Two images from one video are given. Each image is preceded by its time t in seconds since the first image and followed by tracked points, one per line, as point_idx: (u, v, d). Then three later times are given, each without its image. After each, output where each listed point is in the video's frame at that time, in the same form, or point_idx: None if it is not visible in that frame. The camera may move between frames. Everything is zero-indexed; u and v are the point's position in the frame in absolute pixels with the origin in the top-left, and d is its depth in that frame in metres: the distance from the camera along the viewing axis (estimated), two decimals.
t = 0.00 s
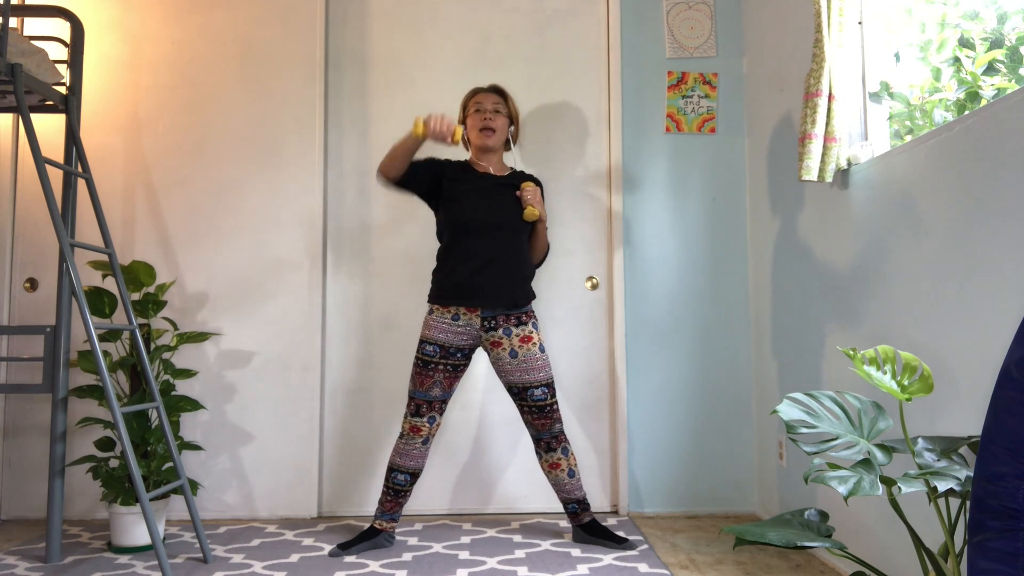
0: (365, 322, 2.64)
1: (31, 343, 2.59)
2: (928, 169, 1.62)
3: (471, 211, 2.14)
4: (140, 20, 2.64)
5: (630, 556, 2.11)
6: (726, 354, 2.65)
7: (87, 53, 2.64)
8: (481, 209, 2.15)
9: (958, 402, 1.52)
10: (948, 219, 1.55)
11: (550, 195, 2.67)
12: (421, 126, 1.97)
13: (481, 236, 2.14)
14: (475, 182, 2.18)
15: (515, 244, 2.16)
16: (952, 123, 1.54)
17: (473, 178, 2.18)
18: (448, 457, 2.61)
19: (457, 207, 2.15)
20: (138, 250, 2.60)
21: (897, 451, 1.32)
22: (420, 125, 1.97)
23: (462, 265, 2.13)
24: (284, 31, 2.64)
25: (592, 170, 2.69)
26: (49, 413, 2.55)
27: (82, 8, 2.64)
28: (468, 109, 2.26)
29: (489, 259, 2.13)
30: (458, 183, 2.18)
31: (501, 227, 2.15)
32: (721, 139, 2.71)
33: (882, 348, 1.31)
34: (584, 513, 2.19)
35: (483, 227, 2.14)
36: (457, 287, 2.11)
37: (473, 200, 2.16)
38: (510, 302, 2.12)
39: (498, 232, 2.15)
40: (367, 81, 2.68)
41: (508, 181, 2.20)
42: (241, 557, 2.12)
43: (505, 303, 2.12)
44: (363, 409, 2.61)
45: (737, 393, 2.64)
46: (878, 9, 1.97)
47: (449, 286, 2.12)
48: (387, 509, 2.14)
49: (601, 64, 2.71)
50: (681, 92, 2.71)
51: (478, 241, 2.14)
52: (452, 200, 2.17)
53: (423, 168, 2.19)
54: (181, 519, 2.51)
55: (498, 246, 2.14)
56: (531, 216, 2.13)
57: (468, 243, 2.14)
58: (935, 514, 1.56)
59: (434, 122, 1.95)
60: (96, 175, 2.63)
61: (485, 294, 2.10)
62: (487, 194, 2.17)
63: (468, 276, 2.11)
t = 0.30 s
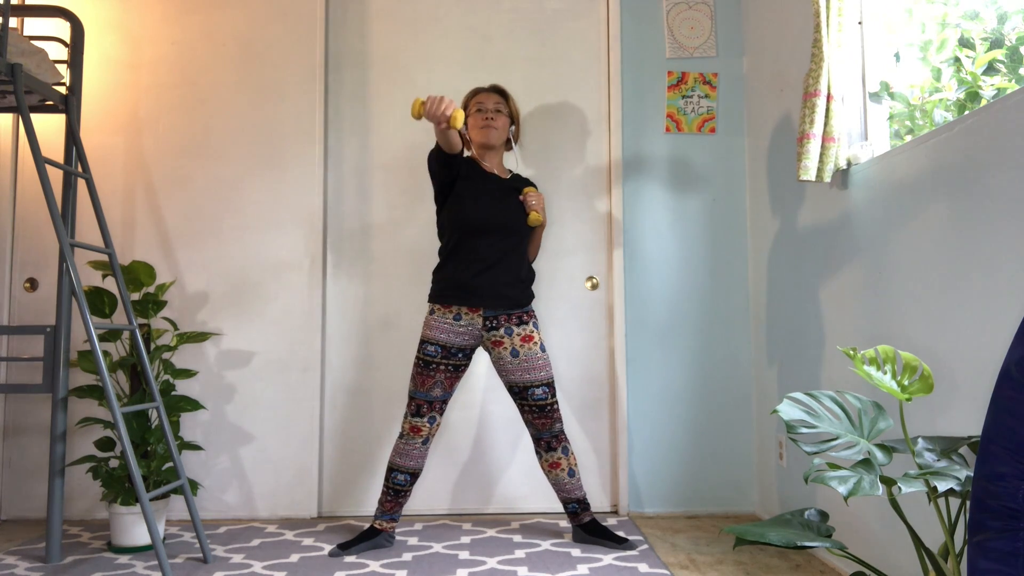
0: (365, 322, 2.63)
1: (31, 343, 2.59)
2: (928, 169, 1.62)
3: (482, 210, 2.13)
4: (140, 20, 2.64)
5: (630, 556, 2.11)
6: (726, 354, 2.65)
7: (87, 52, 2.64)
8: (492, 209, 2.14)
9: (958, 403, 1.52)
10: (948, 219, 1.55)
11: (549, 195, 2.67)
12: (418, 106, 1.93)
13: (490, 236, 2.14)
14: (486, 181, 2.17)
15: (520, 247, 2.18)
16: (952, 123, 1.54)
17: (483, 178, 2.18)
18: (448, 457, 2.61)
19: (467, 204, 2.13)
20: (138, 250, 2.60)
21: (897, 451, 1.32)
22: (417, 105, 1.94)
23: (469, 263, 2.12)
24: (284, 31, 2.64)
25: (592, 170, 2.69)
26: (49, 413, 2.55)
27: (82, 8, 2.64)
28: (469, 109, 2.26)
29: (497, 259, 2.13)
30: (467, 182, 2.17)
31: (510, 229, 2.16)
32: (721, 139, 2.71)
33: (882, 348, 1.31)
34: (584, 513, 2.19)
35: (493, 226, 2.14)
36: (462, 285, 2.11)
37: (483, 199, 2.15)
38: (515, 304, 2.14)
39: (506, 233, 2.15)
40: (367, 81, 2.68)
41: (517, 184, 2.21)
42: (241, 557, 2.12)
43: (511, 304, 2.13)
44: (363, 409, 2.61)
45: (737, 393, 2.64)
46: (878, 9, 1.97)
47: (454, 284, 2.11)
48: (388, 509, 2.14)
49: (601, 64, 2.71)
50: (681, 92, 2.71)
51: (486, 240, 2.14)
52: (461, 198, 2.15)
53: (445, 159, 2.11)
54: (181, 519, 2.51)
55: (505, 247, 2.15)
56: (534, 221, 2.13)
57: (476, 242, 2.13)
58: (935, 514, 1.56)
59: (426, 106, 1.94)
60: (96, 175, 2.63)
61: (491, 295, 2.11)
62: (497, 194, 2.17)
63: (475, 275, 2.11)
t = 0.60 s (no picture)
0: (365, 322, 2.64)
1: (31, 343, 2.59)
2: (928, 169, 1.62)
3: (483, 210, 2.14)
4: (140, 19, 2.64)
5: (630, 556, 2.11)
6: (726, 354, 2.65)
7: (87, 52, 2.63)
8: (494, 210, 2.14)
9: (958, 403, 1.52)
10: (949, 219, 1.55)
11: (549, 195, 2.67)
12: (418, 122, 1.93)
13: (491, 237, 2.14)
14: (487, 182, 2.18)
15: (521, 247, 2.18)
16: (952, 123, 1.54)
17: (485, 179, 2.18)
18: (449, 457, 2.61)
19: (467, 205, 2.14)
20: (138, 250, 2.60)
21: (897, 451, 1.32)
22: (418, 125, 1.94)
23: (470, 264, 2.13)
24: (284, 31, 2.64)
25: (592, 170, 2.69)
26: (49, 413, 2.55)
27: (82, 8, 2.64)
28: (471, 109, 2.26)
29: (498, 259, 2.14)
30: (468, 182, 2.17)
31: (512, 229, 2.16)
32: (721, 139, 2.71)
33: (882, 348, 1.31)
34: (584, 513, 2.19)
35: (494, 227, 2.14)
36: (463, 285, 2.11)
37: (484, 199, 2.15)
38: (517, 304, 2.14)
39: (508, 233, 2.15)
40: (367, 81, 2.68)
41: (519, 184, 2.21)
42: (241, 557, 2.12)
43: (513, 304, 2.13)
44: (364, 409, 2.61)
45: (737, 393, 2.64)
46: (878, 9, 1.97)
47: (455, 284, 2.12)
48: (388, 509, 2.14)
49: (601, 64, 2.71)
50: (681, 92, 2.71)
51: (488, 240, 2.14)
52: (462, 199, 2.16)
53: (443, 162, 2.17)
54: (181, 519, 2.51)
55: (507, 247, 2.15)
56: (534, 221, 2.11)
57: (477, 242, 2.14)
58: (935, 514, 1.56)
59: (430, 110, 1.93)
60: (96, 175, 2.63)
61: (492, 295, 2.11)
62: (498, 194, 2.17)
63: (476, 276, 2.11)
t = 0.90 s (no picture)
0: (365, 322, 2.63)
1: (31, 343, 2.59)
2: (928, 169, 1.62)
3: (478, 211, 2.14)
4: (140, 19, 2.64)
5: (630, 556, 2.11)
6: (726, 354, 2.65)
7: (87, 52, 2.63)
8: (489, 209, 2.15)
9: (958, 403, 1.52)
10: (948, 219, 1.55)
11: (550, 195, 2.67)
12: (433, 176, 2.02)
13: (488, 236, 2.14)
14: (480, 182, 2.18)
15: (520, 245, 2.18)
16: (952, 123, 1.54)
17: (480, 180, 2.18)
18: (448, 457, 2.61)
19: (463, 205, 2.15)
20: (138, 250, 2.60)
21: (897, 451, 1.32)
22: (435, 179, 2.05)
23: (468, 264, 2.12)
24: (283, 31, 2.64)
25: (592, 170, 2.69)
26: (49, 413, 2.55)
27: (82, 8, 2.64)
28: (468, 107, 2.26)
29: (496, 258, 2.13)
30: (462, 185, 2.18)
31: (509, 227, 2.16)
32: (721, 139, 2.71)
33: (882, 348, 1.31)
34: (583, 513, 2.19)
35: (490, 226, 2.14)
36: (462, 286, 2.11)
37: (479, 199, 2.16)
38: (517, 302, 2.13)
39: (505, 232, 2.15)
40: (366, 81, 2.68)
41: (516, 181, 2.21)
42: (241, 557, 2.12)
43: (513, 303, 2.12)
44: (364, 409, 2.61)
45: (737, 393, 2.64)
46: (878, 9, 1.97)
47: (454, 285, 2.12)
48: (388, 509, 2.14)
49: (601, 64, 2.71)
50: (681, 92, 2.71)
51: (486, 240, 2.14)
52: (457, 201, 2.16)
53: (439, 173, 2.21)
54: (181, 519, 2.51)
55: (505, 246, 2.15)
56: (532, 218, 2.11)
57: (474, 242, 2.14)
58: (935, 514, 1.56)
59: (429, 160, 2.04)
60: (96, 175, 2.63)
61: (492, 294, 2.11)
62: (495, 194, 2.17)
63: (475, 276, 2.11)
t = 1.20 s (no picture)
0: (365, 322, 2.63)
1: (31, 343, 2.59)
2: (927, 169, 1.62)
3: (462, 215, 2.16)
4: (140, 19, 2.64)
5: (630, 556, 2.11)
6: (726, 354, 2.65)
7: (87, 52, 2.63)
8: (473, 211, 2.16)
9: (958, 403, 1.52)
10: (949, 219, 1.55)
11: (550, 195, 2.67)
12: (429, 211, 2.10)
13: (484, 236, 2.15)
14: (462, 186, 2.19)
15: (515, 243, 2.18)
16: (952, 123, 1.54)
17: (463, 184, 2.20)
18: (448, 457, 2.61)
19: (459, 206, 2.17)
20: (138, 250, 2.60)
21: (897, 451, 1.32)
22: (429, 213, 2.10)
23: (461, 268, 2.13)
24: (283, 31, 2.64)
25: (592, 170, 2.69)
26: (49, 413, 2.55)
27: (82, 8, 2.64)
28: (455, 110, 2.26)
29: (486, 258, 2.13)
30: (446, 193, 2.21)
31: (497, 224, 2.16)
32: (721, 139, 2.71)
33: (882, 348, 1.31)
34: (584, 513, 2.19)
35: (477, 228, 2.15)
36: (457, 290, 2.12)
37: (463, 203, 2.18)
38: (514, 298, 2.12)
39: (494, 229, 2.16)
40: (366, 81, 2.68)
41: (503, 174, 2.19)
42: (241, 557, 2.12)
43: (509, 298, 2.11)
44: (364, 409, 2.61)
45: (737, 394, 2.64)
46: (878, 9, 1.97)
47: (450, 291, 2.13)
48: (388, 509, 2.14)
49: (601, 64, 2.71)
50: (681, 92, 2.71)
51: (475, 241, 2.15)
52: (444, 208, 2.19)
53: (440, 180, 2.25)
54: (181, 519, 2.51)
55: (495, 243, 2.15)
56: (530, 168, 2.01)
57: (466, 245, 2.15)
58: (935, 514, 1.56)
59: (428, 190, 2.09)
60: (96, 175, 2.63)
61: (487, 293, 2.11)
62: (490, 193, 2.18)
63: (469, 279, 2.12)
